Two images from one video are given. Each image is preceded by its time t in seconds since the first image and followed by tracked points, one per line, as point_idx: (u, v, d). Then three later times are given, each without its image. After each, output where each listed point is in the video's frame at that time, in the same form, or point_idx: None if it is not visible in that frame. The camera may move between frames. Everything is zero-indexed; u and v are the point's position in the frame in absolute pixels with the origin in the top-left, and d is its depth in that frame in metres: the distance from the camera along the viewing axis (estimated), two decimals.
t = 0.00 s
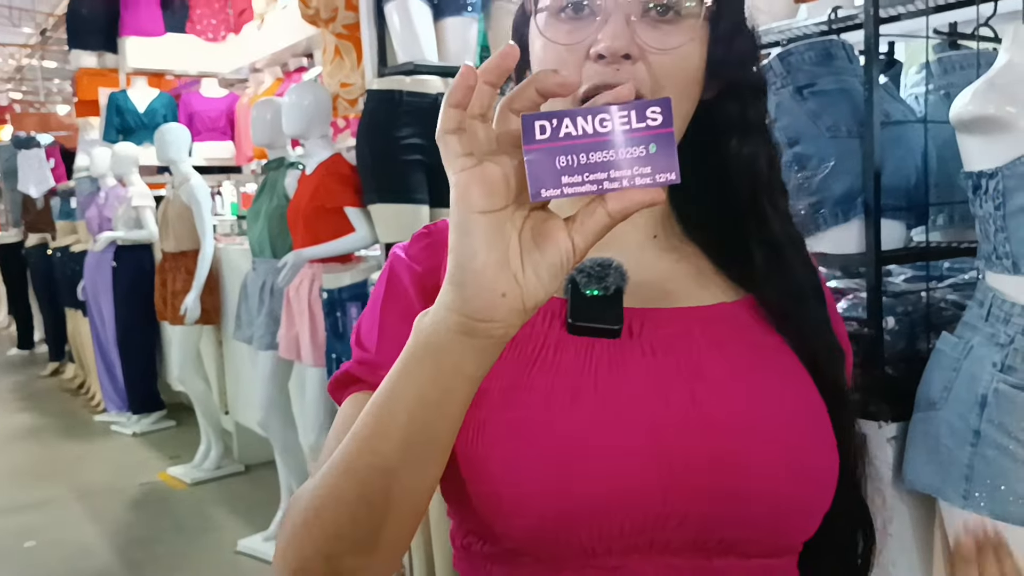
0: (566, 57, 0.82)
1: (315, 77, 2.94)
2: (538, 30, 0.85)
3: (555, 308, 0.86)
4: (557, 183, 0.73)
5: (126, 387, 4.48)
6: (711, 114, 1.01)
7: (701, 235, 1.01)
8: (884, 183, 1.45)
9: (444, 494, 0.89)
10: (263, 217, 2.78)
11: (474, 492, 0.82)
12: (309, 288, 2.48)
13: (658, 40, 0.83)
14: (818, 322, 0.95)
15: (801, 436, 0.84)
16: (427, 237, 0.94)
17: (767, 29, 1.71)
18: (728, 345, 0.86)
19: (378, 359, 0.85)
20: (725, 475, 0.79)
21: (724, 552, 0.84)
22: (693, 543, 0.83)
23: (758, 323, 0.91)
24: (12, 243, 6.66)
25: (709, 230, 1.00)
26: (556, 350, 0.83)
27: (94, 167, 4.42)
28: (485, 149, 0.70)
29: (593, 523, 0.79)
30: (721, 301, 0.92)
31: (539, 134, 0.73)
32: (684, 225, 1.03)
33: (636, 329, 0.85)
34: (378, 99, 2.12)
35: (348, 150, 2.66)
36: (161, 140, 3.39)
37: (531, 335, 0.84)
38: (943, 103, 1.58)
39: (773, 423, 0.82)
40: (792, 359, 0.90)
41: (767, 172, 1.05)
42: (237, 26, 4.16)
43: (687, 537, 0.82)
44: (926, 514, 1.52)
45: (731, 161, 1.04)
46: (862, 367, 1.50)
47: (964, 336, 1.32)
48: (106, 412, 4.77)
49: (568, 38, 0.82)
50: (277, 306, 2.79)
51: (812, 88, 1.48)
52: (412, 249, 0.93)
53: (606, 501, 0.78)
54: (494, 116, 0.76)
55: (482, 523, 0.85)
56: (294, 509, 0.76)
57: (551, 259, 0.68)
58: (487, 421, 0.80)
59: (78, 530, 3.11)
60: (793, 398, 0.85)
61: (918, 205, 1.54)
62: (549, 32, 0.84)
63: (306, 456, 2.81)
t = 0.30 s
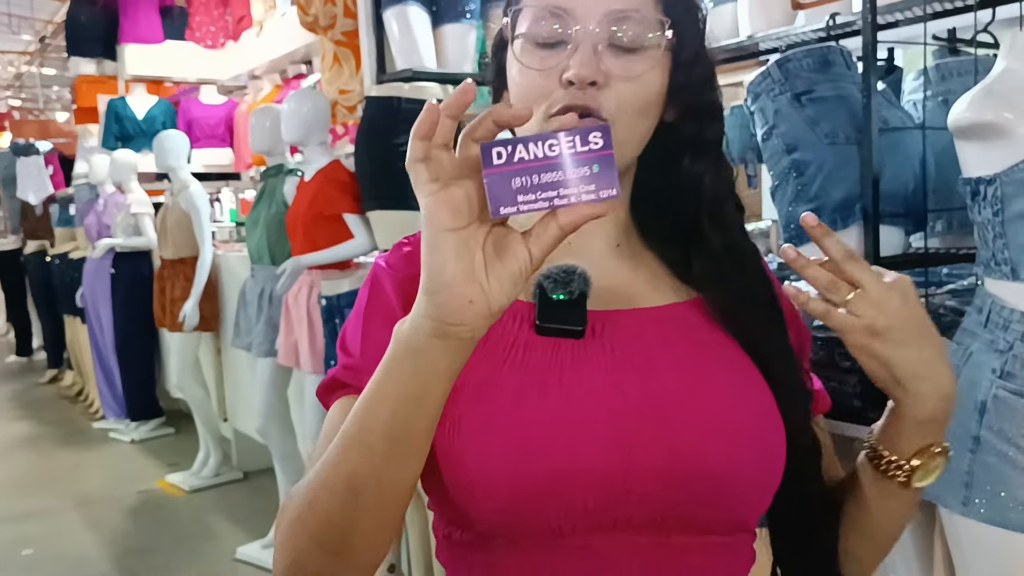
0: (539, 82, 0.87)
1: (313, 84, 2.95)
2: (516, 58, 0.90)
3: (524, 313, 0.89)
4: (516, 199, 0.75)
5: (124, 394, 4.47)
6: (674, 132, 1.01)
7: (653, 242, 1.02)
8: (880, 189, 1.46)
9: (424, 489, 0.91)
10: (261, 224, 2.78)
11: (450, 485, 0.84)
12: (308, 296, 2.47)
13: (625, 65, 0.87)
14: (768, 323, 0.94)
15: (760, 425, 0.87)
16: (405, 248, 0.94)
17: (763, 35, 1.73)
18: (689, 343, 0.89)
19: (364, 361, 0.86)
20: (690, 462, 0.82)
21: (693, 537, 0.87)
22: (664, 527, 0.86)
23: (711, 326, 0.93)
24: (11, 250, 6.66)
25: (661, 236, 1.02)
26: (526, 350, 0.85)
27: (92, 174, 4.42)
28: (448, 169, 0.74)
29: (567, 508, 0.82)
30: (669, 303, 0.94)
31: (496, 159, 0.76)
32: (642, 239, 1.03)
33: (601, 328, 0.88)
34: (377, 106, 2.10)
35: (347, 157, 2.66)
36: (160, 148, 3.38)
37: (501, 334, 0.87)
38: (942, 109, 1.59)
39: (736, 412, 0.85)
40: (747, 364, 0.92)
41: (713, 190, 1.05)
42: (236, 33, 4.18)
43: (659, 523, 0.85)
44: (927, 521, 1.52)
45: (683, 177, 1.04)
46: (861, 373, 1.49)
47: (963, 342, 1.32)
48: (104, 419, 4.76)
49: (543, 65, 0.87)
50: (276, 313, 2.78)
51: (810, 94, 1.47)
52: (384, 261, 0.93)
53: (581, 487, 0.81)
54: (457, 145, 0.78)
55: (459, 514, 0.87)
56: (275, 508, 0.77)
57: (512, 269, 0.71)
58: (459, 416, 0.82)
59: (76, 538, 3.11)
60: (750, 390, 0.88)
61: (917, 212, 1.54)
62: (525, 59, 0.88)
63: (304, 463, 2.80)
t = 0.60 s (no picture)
0: (518, 108, 0.86)
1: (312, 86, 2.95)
2: (492, 88, 0.89)
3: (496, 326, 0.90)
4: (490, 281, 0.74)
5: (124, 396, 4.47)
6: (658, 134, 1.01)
7: (630, 252, 1.02)
8: (881, 190, 1.46)
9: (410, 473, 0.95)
10: (261, 227, 2.78)
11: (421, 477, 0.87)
12: (308, 298, 2.47)
13: (600, 90, 0.87)
14: (726, 324, 0.95)
15: (710, 428, 0.87)
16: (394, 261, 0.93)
17: (763, 37, 1.73)
18: (647, 345, 0.89)
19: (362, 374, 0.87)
20: (636, 465, 0.83)
21: (647, 533, 0.88)
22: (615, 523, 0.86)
23: (678, 332, 0.93)
24: (11, 251, 6.66)
25: (639, 248, 1.02)
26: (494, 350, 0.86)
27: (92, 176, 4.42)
28: (427, 253, 0.73)
29: (517, 507, 0.83)
30: (647, 312, 0.95)
31: (471, 248, 0.74)
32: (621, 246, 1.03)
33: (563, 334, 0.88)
34: (376, 108, 2.12)
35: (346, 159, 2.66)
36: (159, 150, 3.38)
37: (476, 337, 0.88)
38: (942, 111, 1.60)
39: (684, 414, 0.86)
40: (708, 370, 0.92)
41: (681, 206, 1.08)
42: (235, 35, 4.18)
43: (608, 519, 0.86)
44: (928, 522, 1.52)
45: (653, 193, 1.06)
46: (861, 375, 1.50)
47: (964, 344, 1.32)
48: (104, 421, 4.75)
49: (519, 92, 0.86)
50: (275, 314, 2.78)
51: (811, 95, 1.47)
52: (374, 273, 0.93)
53: (529, 488, 0.82)
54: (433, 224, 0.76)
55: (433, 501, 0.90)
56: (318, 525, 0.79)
57: (494, 336, 0.73)
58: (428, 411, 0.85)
59: (75, 541, 3.10)
60: (704, 394, 0.88)
61: (917, 213, 1.54)
62: (501, 88, 0.88)
63: (304, 466, 2.80)
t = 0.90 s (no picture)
0: (508, 103, 0.87)
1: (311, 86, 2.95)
2: (482, 83, 0.90)
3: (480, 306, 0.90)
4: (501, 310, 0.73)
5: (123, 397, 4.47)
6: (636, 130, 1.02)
7: (606, 234, 1.02)
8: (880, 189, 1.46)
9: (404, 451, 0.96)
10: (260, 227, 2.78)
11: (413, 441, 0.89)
12: (307, 298, 2.47)
13: (585, 85, 0.88)
14: (696, 307, 0.96)
15: (679, 398, 0.87)
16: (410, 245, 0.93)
17: (762, 37, 1.73)
18: (620, 320, 0.89)
19: (356, 356, 0.88)
20: (603, 432, 0.83)
21: (628, 502, 0.88)
22: (589, 491, 0.86)
23: (653, 310, 0.94)
24: (11, 252, 6.66)
25: (615, 233, 1.03)
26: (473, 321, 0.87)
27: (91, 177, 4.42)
28: (440, 280, 0.72)
29: (490, 475, 0.84)
30: (621, 290, 0.95)
31: (476, 280, 0.73)
32: (603, 235, 1.02)
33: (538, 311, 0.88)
34: (376, 108, 2.12)
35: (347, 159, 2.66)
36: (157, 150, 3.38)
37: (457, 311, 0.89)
38: (941, 110, 1.60)
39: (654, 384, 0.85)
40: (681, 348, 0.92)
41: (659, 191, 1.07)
42: (235, 36, 4.18)
43: (581, 487, 0.86)
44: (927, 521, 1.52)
45: (631, 186, 1.05)
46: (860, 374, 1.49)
47: (963, 343, 1.32)
48: (104, 422, 4.75)
49: (507, 86, 0.87)
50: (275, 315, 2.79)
51: (810, 95, 1.47)
52: (373, 257, 0.93)
53: (500, 456, 0.83)
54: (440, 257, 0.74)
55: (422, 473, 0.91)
56: (335, 505, 0.82)
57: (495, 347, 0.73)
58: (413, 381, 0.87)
59: (75, 541, 3.10)
60: (675, 365, 0.89)
61: (916, 212, 1.54)
62: (489, 83, 0.88)
63: (303, 466, 2.80)
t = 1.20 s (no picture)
0: (496, 106, 0.88)
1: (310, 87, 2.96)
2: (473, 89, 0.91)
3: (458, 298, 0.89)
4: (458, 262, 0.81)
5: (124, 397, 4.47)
6: (616, 134, 1.02)
7: (585, 234, 1.01)
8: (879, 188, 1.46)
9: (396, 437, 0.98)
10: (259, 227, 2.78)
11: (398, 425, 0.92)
12: (307, 297, 2.47)
13: (569, 92, 0.89)
14: (669, 306, 0.95)
15: (647, 387, 0.88)
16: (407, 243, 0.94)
17: (760, 36, 1.73)
18: (594, 315, 0.90)
19: (348, 348, 0.91)
20: (571, 416, 0.84)
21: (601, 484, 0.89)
22: (564, 475, 0.87)
23: (625, 304, 0.94)
24: (11, 253, 6.67)
25: (593, 232, 1.01)
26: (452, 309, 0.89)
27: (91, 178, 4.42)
28: (398, 237, 0.80)
29: (468, 459, 0.86)
30: (593, 285, 0.95)
31: (430, 237, 0.80)
32: (582, 234, 1.01)
33: (516, 305, 0.89)
34: (376, 108, 2.13)
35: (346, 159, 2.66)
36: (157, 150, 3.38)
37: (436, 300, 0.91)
38: (938, 109, 1.60)
39: (621, 372, 0.87)
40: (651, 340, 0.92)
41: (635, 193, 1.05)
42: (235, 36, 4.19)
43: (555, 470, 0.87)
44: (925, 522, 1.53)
45: (608, 191, 1.04)
46: (859, 373, 1.49)
47: (961, 342, 1.33)
48: (104, 422, 4.76)
49: (496, 91, 0.88)
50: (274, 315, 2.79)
51: (807, 94, 1.47)
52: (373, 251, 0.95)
53: (475, 440, 0.85)
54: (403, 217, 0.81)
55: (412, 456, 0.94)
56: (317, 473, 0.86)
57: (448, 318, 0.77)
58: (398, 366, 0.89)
59: (75, 542, 3.10)
60: (643, 353, 0.90)
61: (914, 211, 1.54)
62: (479, 89, 0.90)
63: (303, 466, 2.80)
